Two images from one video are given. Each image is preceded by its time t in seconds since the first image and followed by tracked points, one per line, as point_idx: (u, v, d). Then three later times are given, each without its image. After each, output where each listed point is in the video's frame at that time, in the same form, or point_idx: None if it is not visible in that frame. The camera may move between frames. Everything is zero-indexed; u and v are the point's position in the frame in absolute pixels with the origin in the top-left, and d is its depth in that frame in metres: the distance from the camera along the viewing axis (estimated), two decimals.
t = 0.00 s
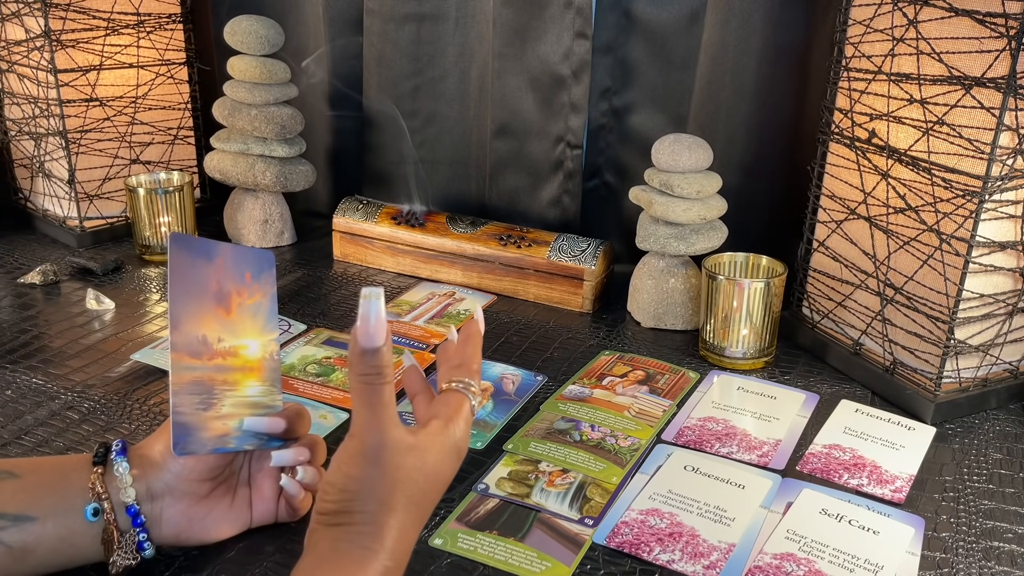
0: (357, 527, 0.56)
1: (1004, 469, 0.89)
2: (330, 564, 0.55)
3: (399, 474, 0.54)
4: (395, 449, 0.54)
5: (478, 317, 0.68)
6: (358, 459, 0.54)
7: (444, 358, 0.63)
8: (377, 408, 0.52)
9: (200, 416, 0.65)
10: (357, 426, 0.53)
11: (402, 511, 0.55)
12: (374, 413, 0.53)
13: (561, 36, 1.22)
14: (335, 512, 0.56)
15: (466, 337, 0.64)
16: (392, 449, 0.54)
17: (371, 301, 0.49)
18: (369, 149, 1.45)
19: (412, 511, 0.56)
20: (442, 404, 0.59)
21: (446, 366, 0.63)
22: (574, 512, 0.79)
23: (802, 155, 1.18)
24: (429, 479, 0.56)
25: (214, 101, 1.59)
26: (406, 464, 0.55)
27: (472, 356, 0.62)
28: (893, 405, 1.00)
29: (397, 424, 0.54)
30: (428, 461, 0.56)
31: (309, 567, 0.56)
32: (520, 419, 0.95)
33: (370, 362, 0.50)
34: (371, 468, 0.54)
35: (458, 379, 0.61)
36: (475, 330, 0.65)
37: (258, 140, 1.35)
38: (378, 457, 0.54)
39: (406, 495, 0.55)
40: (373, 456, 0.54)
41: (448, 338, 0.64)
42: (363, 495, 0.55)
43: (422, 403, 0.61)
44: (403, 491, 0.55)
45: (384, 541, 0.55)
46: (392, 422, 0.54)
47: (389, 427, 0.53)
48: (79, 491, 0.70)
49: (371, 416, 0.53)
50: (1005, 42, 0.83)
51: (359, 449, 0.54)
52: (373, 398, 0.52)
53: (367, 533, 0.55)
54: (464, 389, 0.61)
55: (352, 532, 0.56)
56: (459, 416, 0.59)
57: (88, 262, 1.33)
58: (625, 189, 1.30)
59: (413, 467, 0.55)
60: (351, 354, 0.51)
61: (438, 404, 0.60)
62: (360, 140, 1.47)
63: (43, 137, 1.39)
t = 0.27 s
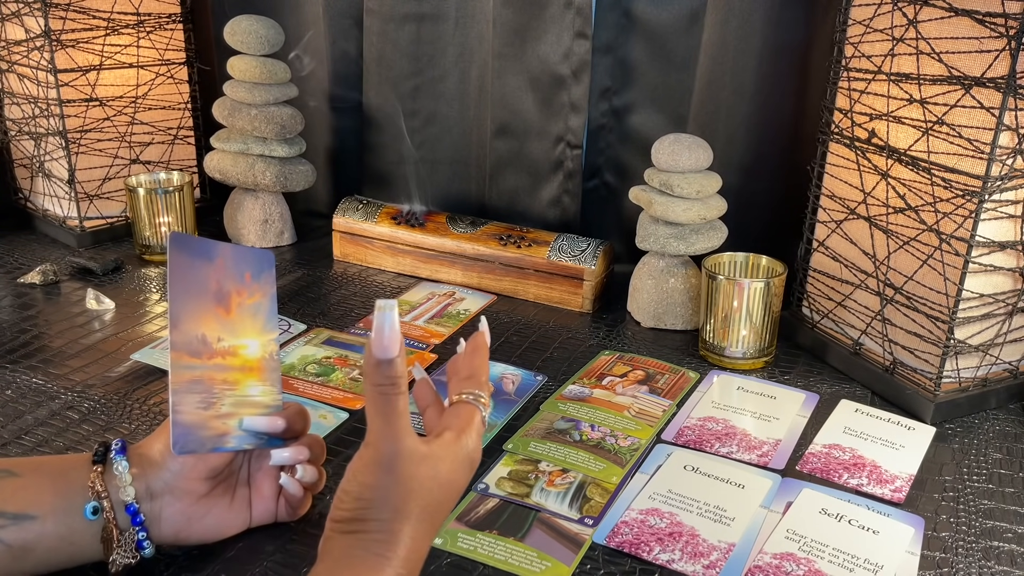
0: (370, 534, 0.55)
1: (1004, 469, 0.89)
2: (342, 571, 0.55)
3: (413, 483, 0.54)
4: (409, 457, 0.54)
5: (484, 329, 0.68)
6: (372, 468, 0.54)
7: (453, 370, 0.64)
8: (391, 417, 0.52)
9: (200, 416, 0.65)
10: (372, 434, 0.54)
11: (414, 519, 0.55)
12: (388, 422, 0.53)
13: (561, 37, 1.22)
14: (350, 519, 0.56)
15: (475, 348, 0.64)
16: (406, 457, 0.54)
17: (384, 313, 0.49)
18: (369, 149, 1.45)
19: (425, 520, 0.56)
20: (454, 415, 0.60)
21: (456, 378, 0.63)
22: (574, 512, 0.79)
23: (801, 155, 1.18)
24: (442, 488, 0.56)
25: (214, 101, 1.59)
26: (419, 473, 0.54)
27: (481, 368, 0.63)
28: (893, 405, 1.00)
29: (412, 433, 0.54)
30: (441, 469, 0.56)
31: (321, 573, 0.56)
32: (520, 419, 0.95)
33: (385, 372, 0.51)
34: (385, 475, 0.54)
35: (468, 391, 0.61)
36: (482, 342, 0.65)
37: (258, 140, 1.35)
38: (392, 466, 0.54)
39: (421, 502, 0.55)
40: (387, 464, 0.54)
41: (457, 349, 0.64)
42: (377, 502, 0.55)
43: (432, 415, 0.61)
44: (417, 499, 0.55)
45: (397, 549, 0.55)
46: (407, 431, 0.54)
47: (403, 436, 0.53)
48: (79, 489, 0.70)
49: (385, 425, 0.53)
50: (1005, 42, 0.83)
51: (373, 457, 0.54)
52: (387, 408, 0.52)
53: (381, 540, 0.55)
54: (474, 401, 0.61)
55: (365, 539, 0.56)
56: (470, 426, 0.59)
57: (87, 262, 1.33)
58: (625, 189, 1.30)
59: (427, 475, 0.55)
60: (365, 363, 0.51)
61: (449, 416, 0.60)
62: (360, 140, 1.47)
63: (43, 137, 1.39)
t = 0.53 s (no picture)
0: (369, 534, 0.55)
1: (1004, 469, 0.89)
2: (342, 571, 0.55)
3: (412, 482, 0.54)
4: (408, 457, 0.54)
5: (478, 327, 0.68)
6: (371, 468, 0.54)
7: (448, 368, 0.63)
8: (390, 417, 0.52)
9: (200, 416, 0.65)
10: (370, 434, 0.54)
11: (413, 518, 0.55)
12: (386, 423, 0.53)
13: (561, 36, 1.22)
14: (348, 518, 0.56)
15: (470, 345, 0.64)
16: (405, 457, 0.54)
17: (382, 312, 0.49)
18: (369, 149, 1.45)
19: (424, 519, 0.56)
20: (452, 413, 0.59)
21: (452, 376, 0.63)
22: (574, 512, 0.79)
23: (802, 155, 1.18)
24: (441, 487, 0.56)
25: (214, 101, 1.59)
26: (418, 473, 0.55)
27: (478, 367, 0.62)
28: (893, 405, 1.00)
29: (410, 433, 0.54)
30: (440, 468, 0.56)
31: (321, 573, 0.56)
32: (520, 419, 0.95)
33: (383, 372, 0.50)
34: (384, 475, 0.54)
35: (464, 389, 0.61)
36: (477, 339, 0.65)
37: (258, 140, 1.35)
38: (391, 466, 0.54)
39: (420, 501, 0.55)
40: (387, 464, 0.54)
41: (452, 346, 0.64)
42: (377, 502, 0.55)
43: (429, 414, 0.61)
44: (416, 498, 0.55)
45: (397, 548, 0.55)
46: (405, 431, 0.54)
47: (402, 436, 0.53)
48: (79, 490, 0.70)
49: (384, 425, 0.53)
50: (1005, 42, 0.83)
51: (372, 457, 0.54)
52: (386, 407, 0.52)
53: (380, 540, 0.55)
54: (472, 398, 0.61)
55: (364, 538, 0.56)
56: (469, 425, 0.59)
57: (88, 262, 1.33)
58: (625, 189, 1.30)
59: (426, 475, 0.55)
60: (363, 363, 0.51)
61: (448, 414, 0.60)
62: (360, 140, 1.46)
63: (43, 137, 1.39)
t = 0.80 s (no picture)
0: (371, 533, 0.56)
1: (1004, 469, 0.89)
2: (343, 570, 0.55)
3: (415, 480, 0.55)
4: (409, 455, 0.54)
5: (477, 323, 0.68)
6: (373, 467, 0.54)
7: (447, 365, 0.63)
8: (391, 416, 0.52)
9: (200, 416, 0.65)
10: (372, 433, 0.54)
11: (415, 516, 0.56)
12: (388, 422, 0.53)
13: (561, 37, 1.22)
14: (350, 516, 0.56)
15: (470, 342, 0.64)
16: (407, 455, 0.54)
17: (382, 312, 0.49)
18: (369, 150, 1.45)
19: (425, 518, 0.56)
20: (452, 412, 0.59)
21: (452, 374, 0.62)
22: (574, 512, 0.79)
23: (802, 155, 1.18)
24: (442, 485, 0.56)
25: (214, 101, 1.59)
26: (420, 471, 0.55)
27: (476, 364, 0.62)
28: (893, 405, 1.00)
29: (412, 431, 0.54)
30: (442, 467, 0.56)
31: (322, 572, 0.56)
32: (520, 419, 0.95)
33: (383, 371, 0.50)
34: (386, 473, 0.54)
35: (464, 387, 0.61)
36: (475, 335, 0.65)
37: (258, 140, 1.35)
38: (393, 464, 0.54)
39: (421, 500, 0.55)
40: (388, 462, 0.54)
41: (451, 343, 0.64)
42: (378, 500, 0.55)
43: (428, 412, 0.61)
44: (417, 496, 0.55)
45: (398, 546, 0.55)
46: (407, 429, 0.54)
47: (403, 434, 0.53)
48: (79, 490, 0.70)
49: (386, 424, 0.53)
50: (1005, 42, 0.83)
51: (375, 455, 0.54)
52: (387, 406, 0.52)
53: (381, 539, 0.55)
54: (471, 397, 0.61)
55: (366, 537, 0.56)
56: (469, 424, 0.59)
57: (88, 262, 1.33)
58: (625, 189, 1.30)
59: (427, 474, 0.55)
60: (364, 363, 0.51)
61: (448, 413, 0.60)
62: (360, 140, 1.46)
63: (43, 137, 1.39)
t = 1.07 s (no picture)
0: (392, 513, 0.49)
1: (1004, 469, 0.89)
2: (363, 560, 0.49)
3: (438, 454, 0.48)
4: (429, 424, 0.49)
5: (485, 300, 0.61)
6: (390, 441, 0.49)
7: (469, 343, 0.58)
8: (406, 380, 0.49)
9: (200, 417, 0.65)
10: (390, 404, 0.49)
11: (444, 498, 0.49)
12: (402, 390, 0.49)
13: (561, 36, 1.22)
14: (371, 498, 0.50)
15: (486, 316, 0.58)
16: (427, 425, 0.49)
17: (373, 290, 0.48)
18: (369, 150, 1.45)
19: (455, 496, 0.50)
20: (490, 383, 0.52)
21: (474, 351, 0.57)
22: (574, 512, 0.79)
23: (802, 155, 1.18)
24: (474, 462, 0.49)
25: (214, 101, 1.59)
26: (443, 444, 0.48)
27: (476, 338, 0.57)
28: (893, 405, 1.00)
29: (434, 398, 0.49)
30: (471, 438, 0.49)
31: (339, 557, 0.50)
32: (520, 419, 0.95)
33: (387, 347, 0.48)
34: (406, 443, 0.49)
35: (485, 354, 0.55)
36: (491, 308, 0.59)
37: (258, 140, 1.35)
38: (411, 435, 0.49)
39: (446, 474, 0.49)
40: (405, 431, 0.49)
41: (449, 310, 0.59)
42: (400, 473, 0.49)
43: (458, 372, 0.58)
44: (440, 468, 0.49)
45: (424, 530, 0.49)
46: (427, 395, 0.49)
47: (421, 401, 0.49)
48: (79, 490, 0.70)
49: (397, 388, 0.49)
50: (1005, 42, 0.83)
51: (392, 425, 0.49)
52: (399, 373, 0.48)
53: (404, 519, 0.49)
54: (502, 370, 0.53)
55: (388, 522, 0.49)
56: (510, 396, 0.51)
57: (88, 262, 1.33)
58: (625, 189, 1.30)
59: (450, 443, 0.49)
60: (370, 346, 0.48)
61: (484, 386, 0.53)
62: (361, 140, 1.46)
63: (43, 137, 1.39)
